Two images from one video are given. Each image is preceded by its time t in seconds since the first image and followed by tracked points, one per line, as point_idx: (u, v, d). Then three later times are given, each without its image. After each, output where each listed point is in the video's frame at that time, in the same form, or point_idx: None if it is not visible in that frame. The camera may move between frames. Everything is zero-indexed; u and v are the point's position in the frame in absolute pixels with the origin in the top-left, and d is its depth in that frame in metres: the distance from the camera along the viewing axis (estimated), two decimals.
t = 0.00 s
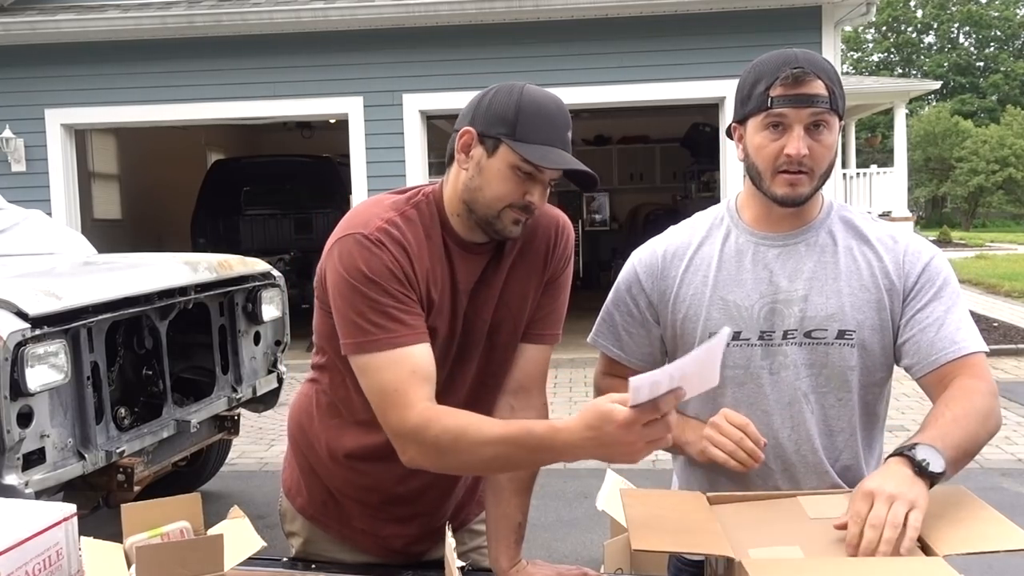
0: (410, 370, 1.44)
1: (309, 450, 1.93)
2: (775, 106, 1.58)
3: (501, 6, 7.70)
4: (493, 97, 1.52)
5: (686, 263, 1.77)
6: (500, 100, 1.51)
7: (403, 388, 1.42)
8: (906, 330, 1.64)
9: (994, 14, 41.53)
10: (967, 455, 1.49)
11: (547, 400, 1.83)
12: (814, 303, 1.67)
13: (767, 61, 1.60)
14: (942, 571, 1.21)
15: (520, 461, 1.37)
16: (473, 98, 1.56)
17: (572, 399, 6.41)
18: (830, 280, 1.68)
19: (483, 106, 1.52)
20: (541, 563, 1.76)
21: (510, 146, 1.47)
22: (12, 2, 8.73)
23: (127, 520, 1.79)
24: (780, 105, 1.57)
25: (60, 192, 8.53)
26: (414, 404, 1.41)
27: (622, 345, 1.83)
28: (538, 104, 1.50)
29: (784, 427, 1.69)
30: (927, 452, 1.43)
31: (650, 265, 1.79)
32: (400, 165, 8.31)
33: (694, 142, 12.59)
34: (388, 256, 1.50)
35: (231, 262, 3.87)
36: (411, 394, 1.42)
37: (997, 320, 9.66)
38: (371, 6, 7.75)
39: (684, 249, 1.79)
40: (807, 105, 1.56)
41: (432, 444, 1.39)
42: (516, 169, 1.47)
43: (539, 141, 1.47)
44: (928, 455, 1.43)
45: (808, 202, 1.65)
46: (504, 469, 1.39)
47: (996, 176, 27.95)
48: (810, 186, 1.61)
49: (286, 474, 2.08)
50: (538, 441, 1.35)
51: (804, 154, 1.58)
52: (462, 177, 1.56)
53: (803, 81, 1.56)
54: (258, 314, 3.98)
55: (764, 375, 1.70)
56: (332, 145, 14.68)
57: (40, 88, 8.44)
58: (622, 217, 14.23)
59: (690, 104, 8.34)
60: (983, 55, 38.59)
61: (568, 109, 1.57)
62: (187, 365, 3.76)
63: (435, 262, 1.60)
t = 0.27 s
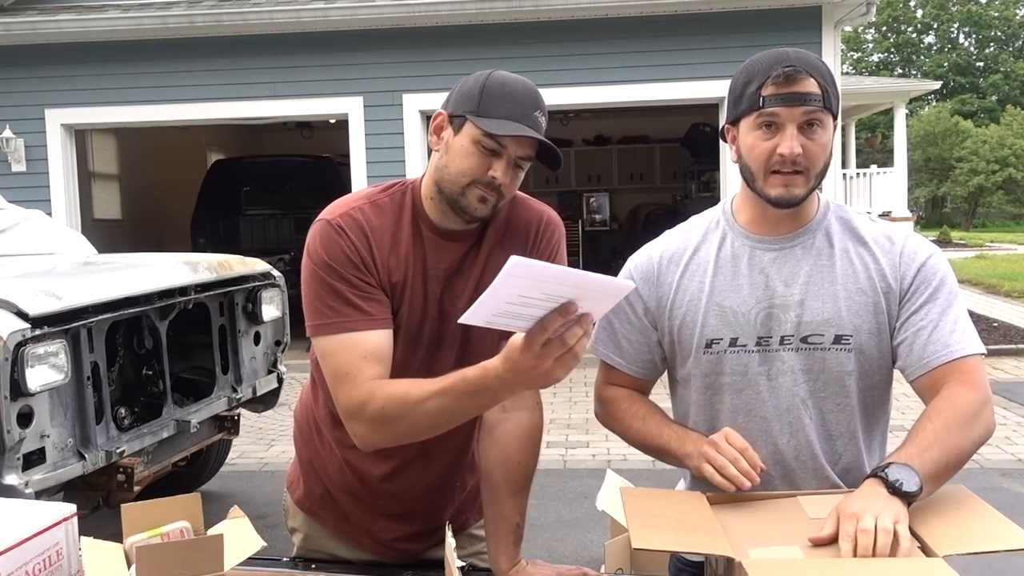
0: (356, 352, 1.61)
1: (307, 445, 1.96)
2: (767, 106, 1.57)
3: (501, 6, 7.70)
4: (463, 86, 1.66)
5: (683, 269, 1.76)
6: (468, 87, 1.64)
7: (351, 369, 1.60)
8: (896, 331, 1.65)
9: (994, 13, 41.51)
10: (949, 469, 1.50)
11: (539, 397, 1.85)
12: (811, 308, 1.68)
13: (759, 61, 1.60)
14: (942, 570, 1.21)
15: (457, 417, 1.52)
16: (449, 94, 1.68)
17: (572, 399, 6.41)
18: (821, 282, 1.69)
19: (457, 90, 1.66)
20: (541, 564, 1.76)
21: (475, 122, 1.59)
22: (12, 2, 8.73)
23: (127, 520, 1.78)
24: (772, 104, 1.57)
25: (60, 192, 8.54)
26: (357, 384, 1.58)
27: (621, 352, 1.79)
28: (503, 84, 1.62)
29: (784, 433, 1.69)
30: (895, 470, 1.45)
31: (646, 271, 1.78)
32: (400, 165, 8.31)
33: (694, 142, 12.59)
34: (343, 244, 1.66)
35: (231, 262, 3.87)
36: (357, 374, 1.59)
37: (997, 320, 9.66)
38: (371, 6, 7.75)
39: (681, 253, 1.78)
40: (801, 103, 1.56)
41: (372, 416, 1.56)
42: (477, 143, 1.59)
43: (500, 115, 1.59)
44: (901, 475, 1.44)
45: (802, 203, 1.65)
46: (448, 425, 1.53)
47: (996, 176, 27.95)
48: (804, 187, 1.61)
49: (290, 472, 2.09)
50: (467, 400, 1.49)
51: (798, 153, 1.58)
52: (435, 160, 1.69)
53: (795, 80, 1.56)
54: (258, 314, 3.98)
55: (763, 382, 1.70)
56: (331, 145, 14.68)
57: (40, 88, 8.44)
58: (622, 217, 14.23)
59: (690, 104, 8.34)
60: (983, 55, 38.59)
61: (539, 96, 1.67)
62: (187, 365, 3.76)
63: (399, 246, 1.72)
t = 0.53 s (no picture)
0: (350, 339, 1.61)
1: (305, 444, 1.96)
2: (763, 111, 1.57)
3: (501, 6, 7.70)
4: (443, 83, 1.67)
5: (680, 275, 1.76)
6: (449, 83, 1.65)
7: (345, 361, 1.60)
8: (896, 336, 1.66)
9: (994, 13, 41.51)
10: (944, 475, 1.50)
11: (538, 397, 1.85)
12: (810, 317, 1.67)
13: (754, 64, 1.60)
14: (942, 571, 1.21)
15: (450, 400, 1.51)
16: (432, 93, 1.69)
17: (572, 399, 6.42)
18: (821, 288, 1.69)
19: (438, 89, 1.67)
20: (541, 564, 1.76)
21: (455, 116, 1.59)
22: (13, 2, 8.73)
23: (126, 520, 1.79)
24: (768, 110, 1.56)
25: (60, 192, 8.54)
26: (350, 375, 1.59)
27: (617, 356, 1.80)
28: (481, 75, 1.63)
29: (784, 442, 1.70)
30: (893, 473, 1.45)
31: (643, 278, 1.78)
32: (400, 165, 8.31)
33: (694, 142, 12.60)
34: (336, 240, 1.67)
35: (231, 262, 3.87)
36: (350, 366, 1.60)
37: (997, 320, 9.66)
38: (371, 6, 7.75)
39: (678, 260, 1.78)
40: (798, 107, 1.55)
41: (365, 404, 1.56)
42: (460, 136, 1.59)
43: (480, 105, 1.59)
44: (894, 476, 1.45)
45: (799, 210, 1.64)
46: (440, 408, 1.53)
47: (996, 176, 27.94)
48: (802, 193, 1.61)
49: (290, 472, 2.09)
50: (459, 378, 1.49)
51: (794, 159, 1.57)
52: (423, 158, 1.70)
53: (791, 83, 1.55)
54: (258, 314, 3.98)
55: (762, 392, 1.70)
56: (332, 145, 14.68)
57: (40, 87, 8.44)
58: (622, 217, 14.22)
59: (690, 104, 8.35)
60: (983, 55, 38.59)
61: (521, 85, 1.66)
62: (187, 365, 3.76)
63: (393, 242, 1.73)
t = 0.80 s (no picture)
0: (356, 339, 1.61)
1: (304, 445, 1.96)
2: (761, 114, 1.57)
3: (501, 6, 7.70)
4: (439, 85, 1.68)
5: (680, 282, 1.75)
6: (446, 85, 1.65)
7: (349, 364, 1.60)
8: (903, 348, 1.65)
9: (994, 13, 41.50)
10: (952, 481, 1.48)
11: (538, 398, 1.85)
12: (811, 329, 1.67)
13: (753, 67, 1.60)
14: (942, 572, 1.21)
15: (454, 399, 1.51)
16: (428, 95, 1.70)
17: (572, 399, 6.42)
18: (825, 299, 1.68)
19: (435, 90, 1.68)
20: (541, 564, 1.76)
21: (452, 117, 1.60)
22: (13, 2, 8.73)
23: (126, 520, 1.79)
24: (766, 112, 1.56)
25: (60, 192, 8.54)
26: (353, 378, 1.59)
27: (614, 359, 1.81)
28: (477, 75, 1.63)
29: (781, 452, 1.71)
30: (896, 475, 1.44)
31: (643, 283, 1.77)
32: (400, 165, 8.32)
33: (694, 142, 12.60)
34: (339, 243, 1.67)
35: (231, 262, 3.87)
36: (354, 369, 1.60)
37: (997, 320, 9.66)
38: (371, 6, 7.75)
39: (678, 266, 1.77)
40: (796, 108, 1.54)
41: (369, 406, 1.56)
42: (458, 137, 1.60)
43: (477, 106, 1.59)
44: (904, 478, 1.43)
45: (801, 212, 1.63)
46: (445, 409, 1.53)
47: (996, 176, 27.94)
48: (803, 196, 1.60)
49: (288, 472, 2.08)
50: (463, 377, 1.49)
51: (793, 162, 1.57)
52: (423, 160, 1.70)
53: (788, 85, 1.55)
54: (258, 314, 3.98)
55: (760, 403, 1.70)
56: (332, 145, 14.68)
57: (40, 87, 8.44)
58: (622, 217, 14.23)
59: (690, 104, 8.35)
60: (983, 55, 38.60)
61: (517, 84, 1.66)
62: (187, 365, 3.76)
63: (396, 244, 1.73)
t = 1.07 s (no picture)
0: (355, 342, 1.61)
1: (304, 446, 1.96)
2: (710, 125, 1.60)
3: (501, 6, 7.70)
4: (438, 84, 1.68)
5: (683, 281, 1.76)
6: (441, 85, 1.66)
7: (347, 365, 1.60)
8: (900, 344, 1.65)
9: (995, 13, 41.49)
10: (947, 478, 1.51)
11: (539, 397, 1.85)
12: (815, 326, 1.67)
13: (723, 74, 1.60)
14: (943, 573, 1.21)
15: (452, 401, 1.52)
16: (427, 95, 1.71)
17: (572, 399, 6.42)
18: (825, 296, 1.68)
19: (433, 88, 1.68)
20: (541, 564, 1.76)
21: (447, 116, 1.60)
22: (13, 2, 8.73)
23: (126, 519, 1.79)
24: (711, 125, 1.59)
25: (60, 192, 8.54)
26: (351, 379, 1.59)
27: (614, 360, 1.80)
28: (473, 74, 1.63)
29: (788, 450, 1.71)
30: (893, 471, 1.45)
31: (645, 282, 1.78)
32: (400, 165, 8.32)
33: (694, 142, 12.60)
34: (338, 243, 1.67)
35: (231, 262, 3.87)
36: (353, 370, 1.60)
37: (997, 320, 9.66)
38: (371, 6, 7.75)
39: (681, 265, 1.78)
40: (729, 123, 1.56)
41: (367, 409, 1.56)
42: (453, 136, 1.60)
43: (471, 105, 1.59)
44: (902, 474, 1.44)
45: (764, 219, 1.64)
46: (444, 409, 1.53)
47: (996, 176, 27.96)
48: (751, 205, 1.61)
49: (287, 473, 2.08)
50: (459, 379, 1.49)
51: (733, 174, 1.59)
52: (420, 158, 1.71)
53: (732, 97, 1.55)
54: (258, 314, 3.98)
55: (767, 401, 1.70)
56: (332, 145, 14.67)
57: (40, 87, 8.44)
58: (621, 217, 14.23)
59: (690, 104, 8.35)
60: (983, 55, 38.59)
61: (515, 83, 1.66)
62: (187, 365, 3.76)
63: (395, 244, 1.74)
